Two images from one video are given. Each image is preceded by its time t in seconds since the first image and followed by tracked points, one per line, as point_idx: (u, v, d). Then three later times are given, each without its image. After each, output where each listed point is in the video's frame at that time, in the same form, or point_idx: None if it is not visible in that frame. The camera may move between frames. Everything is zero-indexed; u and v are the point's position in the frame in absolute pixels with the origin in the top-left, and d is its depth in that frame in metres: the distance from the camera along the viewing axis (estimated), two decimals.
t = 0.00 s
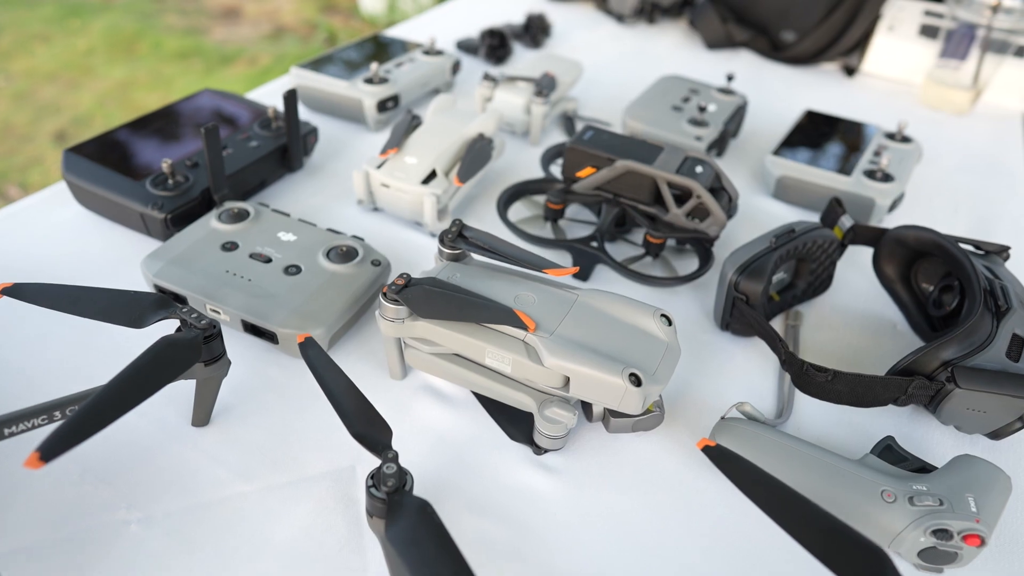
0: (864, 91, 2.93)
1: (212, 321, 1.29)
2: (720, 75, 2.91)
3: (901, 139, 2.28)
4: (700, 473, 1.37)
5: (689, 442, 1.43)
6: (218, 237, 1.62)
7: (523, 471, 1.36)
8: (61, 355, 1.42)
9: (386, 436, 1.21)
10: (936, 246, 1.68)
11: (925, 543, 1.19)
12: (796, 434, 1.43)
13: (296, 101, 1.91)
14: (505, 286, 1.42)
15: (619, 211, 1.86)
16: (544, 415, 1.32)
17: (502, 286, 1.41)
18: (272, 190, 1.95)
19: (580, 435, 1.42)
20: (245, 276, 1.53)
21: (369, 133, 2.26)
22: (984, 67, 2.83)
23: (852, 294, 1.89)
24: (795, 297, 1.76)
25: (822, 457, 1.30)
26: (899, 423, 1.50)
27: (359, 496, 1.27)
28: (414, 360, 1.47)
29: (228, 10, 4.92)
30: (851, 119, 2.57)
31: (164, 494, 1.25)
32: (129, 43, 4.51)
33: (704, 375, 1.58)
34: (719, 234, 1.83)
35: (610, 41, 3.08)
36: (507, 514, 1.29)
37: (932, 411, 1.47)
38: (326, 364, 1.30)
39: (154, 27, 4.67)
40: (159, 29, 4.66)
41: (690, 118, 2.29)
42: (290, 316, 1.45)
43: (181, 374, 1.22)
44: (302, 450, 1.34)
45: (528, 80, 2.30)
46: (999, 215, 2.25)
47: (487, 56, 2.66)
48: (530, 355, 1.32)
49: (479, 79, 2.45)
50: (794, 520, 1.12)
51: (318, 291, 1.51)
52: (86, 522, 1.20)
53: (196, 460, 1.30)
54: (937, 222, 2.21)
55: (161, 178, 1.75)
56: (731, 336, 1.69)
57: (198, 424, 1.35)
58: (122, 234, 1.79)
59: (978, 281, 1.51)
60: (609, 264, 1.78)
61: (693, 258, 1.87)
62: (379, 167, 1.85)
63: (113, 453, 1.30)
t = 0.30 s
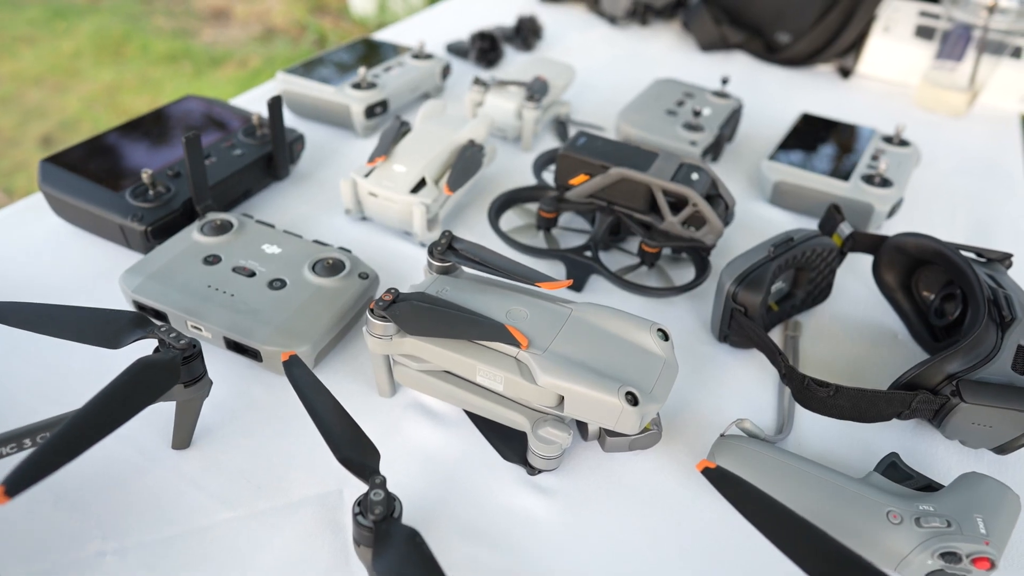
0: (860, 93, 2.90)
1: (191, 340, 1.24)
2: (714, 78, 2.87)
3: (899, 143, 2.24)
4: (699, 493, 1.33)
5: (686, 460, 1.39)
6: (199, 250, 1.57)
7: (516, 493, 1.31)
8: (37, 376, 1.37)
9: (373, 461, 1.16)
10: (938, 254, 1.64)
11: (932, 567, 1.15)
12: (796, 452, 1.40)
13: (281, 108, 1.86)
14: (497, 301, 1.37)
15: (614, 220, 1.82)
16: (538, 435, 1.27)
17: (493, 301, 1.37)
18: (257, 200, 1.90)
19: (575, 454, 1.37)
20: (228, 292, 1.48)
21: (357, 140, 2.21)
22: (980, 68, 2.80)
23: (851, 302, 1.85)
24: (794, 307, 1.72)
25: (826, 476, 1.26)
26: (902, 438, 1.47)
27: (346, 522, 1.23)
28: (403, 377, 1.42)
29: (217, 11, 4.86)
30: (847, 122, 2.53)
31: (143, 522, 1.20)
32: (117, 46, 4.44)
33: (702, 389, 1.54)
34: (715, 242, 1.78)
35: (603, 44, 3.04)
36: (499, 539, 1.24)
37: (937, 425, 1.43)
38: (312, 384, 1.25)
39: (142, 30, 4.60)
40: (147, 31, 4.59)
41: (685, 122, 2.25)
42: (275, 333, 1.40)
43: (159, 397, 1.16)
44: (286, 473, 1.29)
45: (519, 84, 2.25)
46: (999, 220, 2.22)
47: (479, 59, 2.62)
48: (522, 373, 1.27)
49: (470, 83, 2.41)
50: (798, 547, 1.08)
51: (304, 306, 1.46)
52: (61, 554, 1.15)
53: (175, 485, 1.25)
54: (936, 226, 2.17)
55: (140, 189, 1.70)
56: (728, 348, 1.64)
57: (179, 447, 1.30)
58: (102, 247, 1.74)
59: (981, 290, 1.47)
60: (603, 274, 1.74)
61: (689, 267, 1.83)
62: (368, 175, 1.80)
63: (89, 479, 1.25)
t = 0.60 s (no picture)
0: (857, 96, 2.86)
1: (170, 362, 1.19)
2: (709, 82, 2.83)
3: (898, 148, 2.20)
4: (698, 515, 1.29)
5: (684, 481, 1.35)
6: (180, 265, 1.52)
7: (510, 517, 1.27)
8: (11, 399, 1.32)
9: (360, 488, 1.12)
10: (940, 264, 1.60)
11: None
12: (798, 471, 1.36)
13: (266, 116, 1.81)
14: (488, 317, 1.32)
15: (609, 229, 1.77)
16: (531, 457, 1.23)
17: (484, 318, 1.32)
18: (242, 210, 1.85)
19: (570, 475, 1.33)
20: (211, 308, 1.43)
21: (346, 147, 2.16)
22: (977, 71, 2.76)
23: (851, 312, 1.81)
24: (794, 318, 1.68)
25: (829, 498, 1.22)
26: (906, 455, 1.43)
27: (332, 551, 1.18)
28: (392, 396, 1.37)
29: (207, 13, 4.79)
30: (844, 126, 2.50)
31: (120, 553, 1.15)
32: (105, 48, 4.36)
33: (700, 405, 1.50)
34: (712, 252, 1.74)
35: (596, 47, 2.99)
36: (491, 566, 1.20)
37: (943, 442, 1.39)
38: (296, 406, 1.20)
39: (130, 32, 4.53)
40: (135, 33, 4.52)
41: (680, 128, 2.20)
42: (258, 351, 1.35)
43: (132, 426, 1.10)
44: (271, 498, 1.24)
45: (512, 89, 2.21)
46: (1000, 225, 2.18)
47: (470, 63, 2.57)
48: (515, 394, 1.23)
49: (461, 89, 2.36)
50: None
51: (289, 323, 1.41)
52: None
53: (154, 513, 1.20)
54: (936, 233, 2.13)
55: (121, 202, 1.64)
56: (726, 361, 1.60)
57: (158, 472, 1.25)
58: (81, 261, 1.68)
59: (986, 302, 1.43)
60: (598, 286, 1.69)
61: (686, 277, 1.79)
62: (356, 185, 1.75)
63: (64, 508, 1.20)
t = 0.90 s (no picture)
0: (854, 98, 2.82)
1: (146, 386, 1.14)
2: (705, 85, 2.79)
3: (896, 153, 2.16)
4: (697, 538, 1.25)
5: (682, 502, 1.30)
6: (161, 279, 1.47)
7: (502, 542, 1.22)
8: None
9: (346, 516, 1.07)
10: (943, 274, 1.56)
11: None
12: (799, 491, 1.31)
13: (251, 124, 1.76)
14: (478, 335, 1.28)
15: (603, 239, 1.73)
16: (523, 480, 1.18)
17: (474, 336, 1.28)
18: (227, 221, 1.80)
19: (564, 497, 1.28)
20: (191, 325, 1.38)
21: (334, 154, 2.11)
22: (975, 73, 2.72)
23: (851, 322, 1.77)
24: (793, 330, 1.64)
25: (833, 520, 1.18)
26: (910, 473, 1.38)
27: None
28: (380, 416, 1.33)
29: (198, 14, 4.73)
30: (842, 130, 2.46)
31: None
32: (94, 49, 4.29)
33: (698, 421, 1.45)
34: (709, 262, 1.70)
35: (591, 49, 2.95)
36: None
37: (948, 459, 1.36)
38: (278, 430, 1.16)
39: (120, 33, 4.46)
40: (125, 34, 4.44)
41: (676, 133, 2.16)
42: (240, 371, 1.30)
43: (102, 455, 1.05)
44: (253, 525, 1.19)
45: (503, 94, 2.16)
46: (1001, 230, 2.14)
47: (462, 67, 2.52)
48: (506, 415, 1.18)
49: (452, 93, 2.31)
50: None
51: (272, 340, 1.37)
52: None
53: (130, 542, 1.15)
54: (936, 240, 2.09)
55: (100, 213, 1.59)
56: (724, 375, 1.56)
57: (136, 498, 1.20)
58: (60, 274, 1.63)
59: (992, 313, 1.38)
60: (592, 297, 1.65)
61: (683, 288, 1.74)
62: (343, 195, 1.70)
63: (37, 538, 1.15)
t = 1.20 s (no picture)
0: (852, 100, 2.78)
1: (120, 407, 1.08)
2: (700, 88, 2.75)
3: (896, 157, 2.12)
4: (695, 561, 1.20)
5: (681, 523, 1.26)
6: (139, 293, 1.42)
7: (494, 567, 1.17)
8: None
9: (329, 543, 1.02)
10: (947, 283, 1.51)
11: None
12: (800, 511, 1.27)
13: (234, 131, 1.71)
14: (468, 351, 1.23)
15: (597, 248, 1.68)
16: (515, 504, 1.14)
17: (464, 352, 1.23)
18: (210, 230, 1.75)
19: (558, 519, 1.24)
20: (170, 341, 1.33)
21: (322, 160, 2.06)
22: (974, 74, 2.68)
23: (852, 332, 1.72)
24: (793, 341, 1.59)
25: (837, 542, 1.13)
26: (915, 490, 1.34)
27: None
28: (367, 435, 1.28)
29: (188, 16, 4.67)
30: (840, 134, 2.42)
31: None
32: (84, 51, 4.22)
33: (696, 437, 1.41)
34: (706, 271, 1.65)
35: (585, 51, 2.90)
36: None
37: (955, 476, 1.31)
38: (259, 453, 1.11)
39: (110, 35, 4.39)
40: (115, 36, 4.37)
41: (671, 137, 2.11)
42: (220, 389, 1.25)
43: (73, 482, 1.00)
44: (234, 551, 1.15)
45: (495, 98, 2.12)
46: (1002, 236, 2.10)
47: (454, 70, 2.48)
48: (497, 436, 1.13)
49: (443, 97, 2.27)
50: None
51: (255, 357, 1.32)
52: None
53: (105, 571, 1.10)
54: (937, 246, 2.05)
55: (77, 224, 1.54)
56: (722, 389, 1.51)
57: (112, 524, 1.15)
58: (37, 287, 1.58)
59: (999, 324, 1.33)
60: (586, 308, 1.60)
61: (679, 297, 1.70)
62: (330, 204, 1.65)
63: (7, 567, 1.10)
